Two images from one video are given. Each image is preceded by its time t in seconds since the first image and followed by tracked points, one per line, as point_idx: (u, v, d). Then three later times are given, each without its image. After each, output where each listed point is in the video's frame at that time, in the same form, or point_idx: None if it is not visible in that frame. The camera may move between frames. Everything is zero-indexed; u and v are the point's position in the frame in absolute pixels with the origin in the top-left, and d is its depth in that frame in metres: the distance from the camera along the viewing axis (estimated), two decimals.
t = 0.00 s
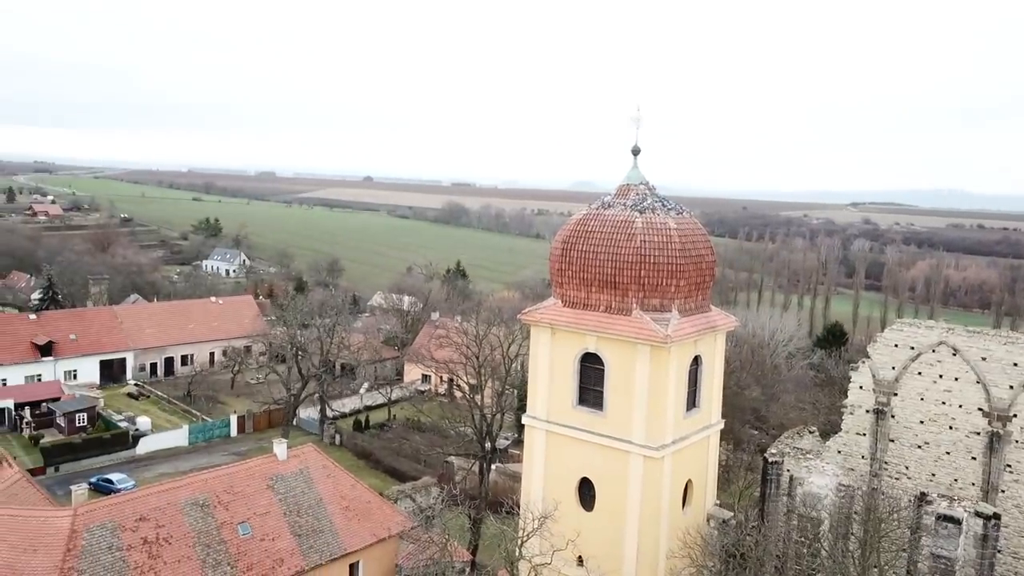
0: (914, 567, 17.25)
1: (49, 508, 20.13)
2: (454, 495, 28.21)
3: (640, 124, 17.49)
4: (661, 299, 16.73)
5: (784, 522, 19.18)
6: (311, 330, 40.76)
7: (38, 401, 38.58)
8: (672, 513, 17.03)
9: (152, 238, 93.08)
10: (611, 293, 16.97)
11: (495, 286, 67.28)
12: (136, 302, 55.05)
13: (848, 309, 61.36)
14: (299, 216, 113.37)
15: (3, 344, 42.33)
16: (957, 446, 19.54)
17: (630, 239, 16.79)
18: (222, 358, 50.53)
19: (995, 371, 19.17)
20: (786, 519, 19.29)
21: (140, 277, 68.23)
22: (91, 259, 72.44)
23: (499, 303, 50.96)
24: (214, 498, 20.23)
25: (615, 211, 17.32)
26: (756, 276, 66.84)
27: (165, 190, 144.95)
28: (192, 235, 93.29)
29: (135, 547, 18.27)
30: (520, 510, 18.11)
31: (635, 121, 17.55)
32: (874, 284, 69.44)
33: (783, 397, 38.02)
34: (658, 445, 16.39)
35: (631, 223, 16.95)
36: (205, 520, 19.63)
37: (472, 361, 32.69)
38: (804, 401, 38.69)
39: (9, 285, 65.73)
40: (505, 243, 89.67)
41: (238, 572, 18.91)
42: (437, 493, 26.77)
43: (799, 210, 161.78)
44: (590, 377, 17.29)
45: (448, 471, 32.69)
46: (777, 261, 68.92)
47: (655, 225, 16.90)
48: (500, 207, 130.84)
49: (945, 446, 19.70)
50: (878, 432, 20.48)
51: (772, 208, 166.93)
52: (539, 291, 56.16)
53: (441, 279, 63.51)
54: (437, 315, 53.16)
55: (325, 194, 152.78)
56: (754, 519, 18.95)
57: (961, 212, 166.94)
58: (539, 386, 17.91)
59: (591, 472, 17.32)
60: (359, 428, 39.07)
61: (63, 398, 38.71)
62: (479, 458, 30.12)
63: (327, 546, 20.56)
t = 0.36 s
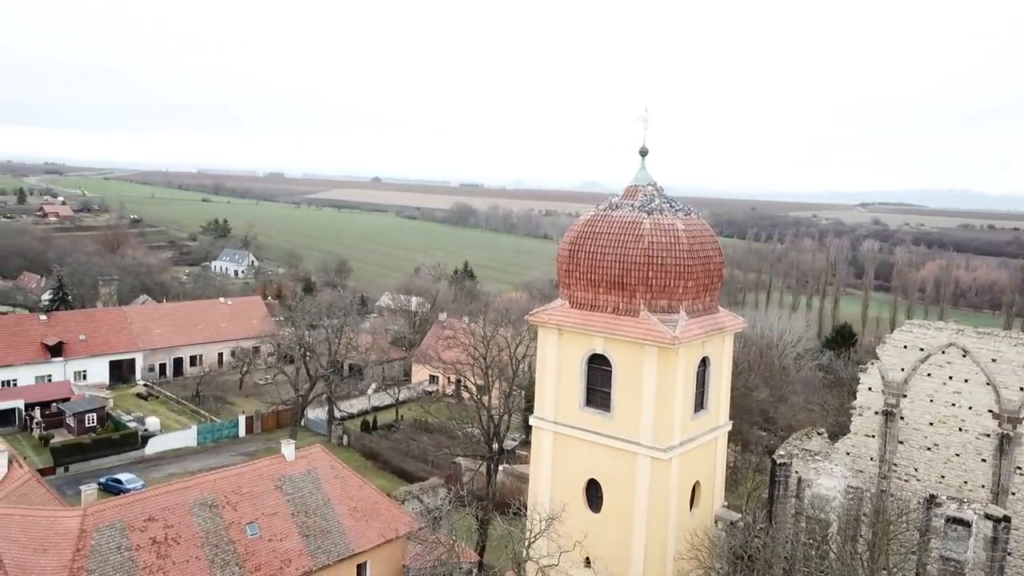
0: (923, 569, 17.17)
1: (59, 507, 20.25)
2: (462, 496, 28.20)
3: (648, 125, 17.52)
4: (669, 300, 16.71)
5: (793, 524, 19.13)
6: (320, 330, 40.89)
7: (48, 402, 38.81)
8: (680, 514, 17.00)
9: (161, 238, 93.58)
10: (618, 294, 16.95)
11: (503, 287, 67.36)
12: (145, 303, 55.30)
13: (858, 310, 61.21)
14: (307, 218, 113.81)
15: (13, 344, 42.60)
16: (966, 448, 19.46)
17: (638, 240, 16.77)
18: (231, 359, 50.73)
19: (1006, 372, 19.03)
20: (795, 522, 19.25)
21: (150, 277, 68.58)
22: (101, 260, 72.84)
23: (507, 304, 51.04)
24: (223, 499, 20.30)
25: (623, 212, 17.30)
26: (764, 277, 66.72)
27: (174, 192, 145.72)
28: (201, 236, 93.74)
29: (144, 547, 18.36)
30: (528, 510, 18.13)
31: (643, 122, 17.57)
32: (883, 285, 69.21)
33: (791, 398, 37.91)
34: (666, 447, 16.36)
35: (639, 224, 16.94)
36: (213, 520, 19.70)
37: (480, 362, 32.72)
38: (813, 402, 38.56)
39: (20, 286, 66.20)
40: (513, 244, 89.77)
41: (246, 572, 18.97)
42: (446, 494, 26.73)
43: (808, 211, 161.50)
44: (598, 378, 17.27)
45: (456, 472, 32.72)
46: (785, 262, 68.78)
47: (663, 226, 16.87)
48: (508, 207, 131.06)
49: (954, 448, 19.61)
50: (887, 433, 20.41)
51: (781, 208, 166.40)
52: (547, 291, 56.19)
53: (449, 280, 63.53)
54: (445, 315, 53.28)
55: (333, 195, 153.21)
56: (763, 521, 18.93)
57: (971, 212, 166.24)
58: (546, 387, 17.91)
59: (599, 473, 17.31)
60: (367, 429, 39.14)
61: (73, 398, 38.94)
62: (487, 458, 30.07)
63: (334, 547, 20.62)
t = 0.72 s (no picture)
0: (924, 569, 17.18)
1: (60, 509, 20.27)
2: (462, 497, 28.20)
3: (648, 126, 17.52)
4: (669, 301, 16.72)
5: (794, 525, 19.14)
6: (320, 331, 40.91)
7: (49, 403, 38.83)
8: (680, 515, 17.00)
9: (162, 240, 93.66)
10: (619, 295, 16.96)
11: (504, 287, 67.36)
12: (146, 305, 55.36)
13: (859, 310, 61.22)
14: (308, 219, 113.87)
15: (14, 346, 42.63)
16: (967, 448, 19.46)
17: (638, 241, 16.78)
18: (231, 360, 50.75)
19: (1006, 373, 19.02)
20: (796, 523, 19.26)
21: (150, 279, 68.65)
22: (102, 261, 72.93)
23: (508, 305, 51.08)
24: (223, 500, 20.31)
25: (623, 213, 17.31)
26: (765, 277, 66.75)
27: (175, 193, 145.80)
28: (201, 237, 93.83)
29: (145, 548, 18.37)
30: (529, 512, 18.15)
31: (643, 123, 17.57)
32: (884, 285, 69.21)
33: (792, 399, 37.90)
34: (666, 447, 16.37)
35: (639, 226, 16.94)
36: (214, 521, 19.71)
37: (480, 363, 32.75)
38: (814, 402, 38.56)
39: (21, 287, 66.27)
40: (514, 245, 89.80)
41: (247, 573, 18.99)
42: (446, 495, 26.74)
43: (809, 211, 161.54)
44: (598, 379, 17.28)
45: (456, 473, 32.73)
46: (786, 262, 68.80)
47: (663, 227, 16.87)
48: (508, 208, 131.10)
49: (955, 448, 19.61)
50: (887, 434, 20.40)
51: (781, 209, 166.17)
52: (548, 292, 56.20)
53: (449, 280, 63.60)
54: (445, 316, 53.32)
55: (334, 196, 153.28)
56: (764, 522, 18.93)
57: (972, 212, 166.20)
58: (546, 388, 17.92)
59: (599, 474, 17.32)
60: (367, 430, 39.14)
61: (74, 400, 38.98)
62: (488, 459, 30.09)
63: (335, 548, 20.63)
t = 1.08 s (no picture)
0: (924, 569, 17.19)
1: (60, 511, 20.28)
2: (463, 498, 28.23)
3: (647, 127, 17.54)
4: (669, 302, 16.73)
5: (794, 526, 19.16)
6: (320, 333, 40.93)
7: (49, 405, 38.85)
8: (680, 516, 17.01)
9: (162, 241, 93.75)
10: (618, 296, 16.97)
11: (504, 288, 67.40)
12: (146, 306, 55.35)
13: (858, 310, 61.27)
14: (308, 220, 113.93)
15: (14, 348, 42.65)
16: (966, 448, 19.47)
17: (637, 242, 16.79)
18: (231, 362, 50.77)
19: (1006, 373, 19.03)
20: (796, 523, 19.29)
21: (150, 280, 68.69)
22: (102, 262, 72.96)
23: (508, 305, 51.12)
24: (224, 502, 20.33)
25: (622, 214, 17.32)
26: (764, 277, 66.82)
27: (174, 194, 145.78)
28: (201, 238, 93.90)
29: (145, 550, 18.38)
30: (529, 513, 18.16)
31: (642, 124, 17.59)
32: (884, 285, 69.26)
33: (792, 399, 37.95)
34: (666, 449, 16.39)
35: (638, 227, 16.95)
36: (213, 523, 19.72)
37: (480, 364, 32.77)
38: (813, 402, 38.61)
39: (21, 289, 66.32)
40: (513, 245, 89.85)
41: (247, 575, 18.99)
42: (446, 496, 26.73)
43: (808, 211, 161.66)
44: (598, 381, 17.29)
45: (456, 474, 32.75)
46: (785, 262, 68.86)
47: (662, 229, 16.88)
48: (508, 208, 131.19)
49: (954, 448, 19.62)
50: (887, 434, 20.40)
51: (781, 209, 166.03)
52: (547, 293, 56.21)
53: (449, 281, 63.64)
54: (445, 316, 53.38)
55: (333, 197, 153.33)
56: (763, 523, 18.95)
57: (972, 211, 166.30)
58: (545, 389, 17.93)
59: (599, 475, 17.33)
60: (367, 431, 39.17)
61: (74, 401, 38.99)
62: (488, 460, 30.12)
63: (335, 550, 20.64)
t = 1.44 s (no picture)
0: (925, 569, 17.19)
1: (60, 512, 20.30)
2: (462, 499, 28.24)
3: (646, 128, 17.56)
4: (668, 304, 16.73)
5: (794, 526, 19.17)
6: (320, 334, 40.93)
7: (49, 407, 38.87)
8: (680, 517, 17.01)
9: (162, 242, 93.81)
10: (618, 298, 16.97)
11: (504, 288, 67.40)
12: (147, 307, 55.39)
13: (858, 310, 61.30)
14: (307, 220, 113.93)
15: (14, 350, 42.67)
16: (966, 449, 19.48)
17: (636, 243, 16.79)
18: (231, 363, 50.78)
19: (1005, 374, 19.03)
20: (796, 523, 19.30)
21: (150, 281, 68.70)
22: (102, 264, 72.98)
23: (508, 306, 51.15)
24: (223, 503, 20.32)
25: (621, 215, 17.33)
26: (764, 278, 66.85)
27: (174, 195, 145.85)
28: (201, 240, 93.97)
29: (144, 552, 18.38)
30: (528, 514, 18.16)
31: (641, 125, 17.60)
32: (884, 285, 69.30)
33: (792, 400, 37.98)
34: (666, 449, 16.39)
35: (637, 227, 16.96)
36: (213, 525, 19.72)
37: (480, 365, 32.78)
38: (813, 403, 38.65)
39: (22, 290, 66.39)
40: (513, 246, 89.90)
41: None
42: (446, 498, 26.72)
43: (809, 211, 161.69)
44: (597, 381, 17.29)
45: (456, 475, 32.76)
46: (785, 262, 68.87)
47: (661, 230, 16.89)
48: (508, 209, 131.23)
49: (954, 449, 19.62)
50: (887, 434, 20.39)
51: (781, 209, 166.25)
52: (547, 293, 56.22)
53: (449, 282, 63.64)
54: (445, 317, 53.41)
55: (334, 198, 153.16)
56: (763, 523, 18.96)
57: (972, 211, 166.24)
58: (545, 390, 17.94)
59: (599, 476, 17.33)
60: (367, 432, 39.19)
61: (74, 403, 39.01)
62: (488, 461, 30.15)
63: (335, 551, 20.64)
